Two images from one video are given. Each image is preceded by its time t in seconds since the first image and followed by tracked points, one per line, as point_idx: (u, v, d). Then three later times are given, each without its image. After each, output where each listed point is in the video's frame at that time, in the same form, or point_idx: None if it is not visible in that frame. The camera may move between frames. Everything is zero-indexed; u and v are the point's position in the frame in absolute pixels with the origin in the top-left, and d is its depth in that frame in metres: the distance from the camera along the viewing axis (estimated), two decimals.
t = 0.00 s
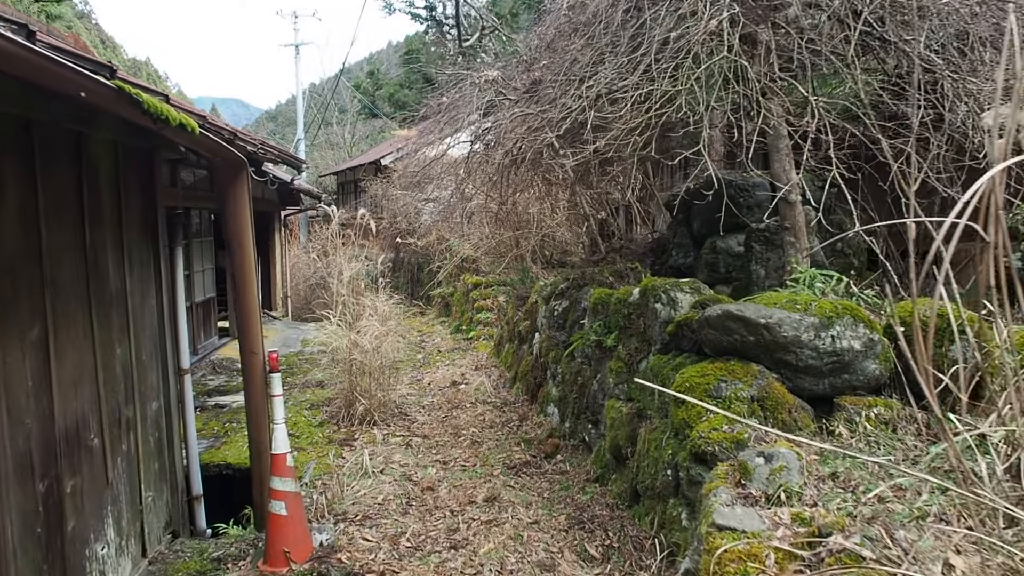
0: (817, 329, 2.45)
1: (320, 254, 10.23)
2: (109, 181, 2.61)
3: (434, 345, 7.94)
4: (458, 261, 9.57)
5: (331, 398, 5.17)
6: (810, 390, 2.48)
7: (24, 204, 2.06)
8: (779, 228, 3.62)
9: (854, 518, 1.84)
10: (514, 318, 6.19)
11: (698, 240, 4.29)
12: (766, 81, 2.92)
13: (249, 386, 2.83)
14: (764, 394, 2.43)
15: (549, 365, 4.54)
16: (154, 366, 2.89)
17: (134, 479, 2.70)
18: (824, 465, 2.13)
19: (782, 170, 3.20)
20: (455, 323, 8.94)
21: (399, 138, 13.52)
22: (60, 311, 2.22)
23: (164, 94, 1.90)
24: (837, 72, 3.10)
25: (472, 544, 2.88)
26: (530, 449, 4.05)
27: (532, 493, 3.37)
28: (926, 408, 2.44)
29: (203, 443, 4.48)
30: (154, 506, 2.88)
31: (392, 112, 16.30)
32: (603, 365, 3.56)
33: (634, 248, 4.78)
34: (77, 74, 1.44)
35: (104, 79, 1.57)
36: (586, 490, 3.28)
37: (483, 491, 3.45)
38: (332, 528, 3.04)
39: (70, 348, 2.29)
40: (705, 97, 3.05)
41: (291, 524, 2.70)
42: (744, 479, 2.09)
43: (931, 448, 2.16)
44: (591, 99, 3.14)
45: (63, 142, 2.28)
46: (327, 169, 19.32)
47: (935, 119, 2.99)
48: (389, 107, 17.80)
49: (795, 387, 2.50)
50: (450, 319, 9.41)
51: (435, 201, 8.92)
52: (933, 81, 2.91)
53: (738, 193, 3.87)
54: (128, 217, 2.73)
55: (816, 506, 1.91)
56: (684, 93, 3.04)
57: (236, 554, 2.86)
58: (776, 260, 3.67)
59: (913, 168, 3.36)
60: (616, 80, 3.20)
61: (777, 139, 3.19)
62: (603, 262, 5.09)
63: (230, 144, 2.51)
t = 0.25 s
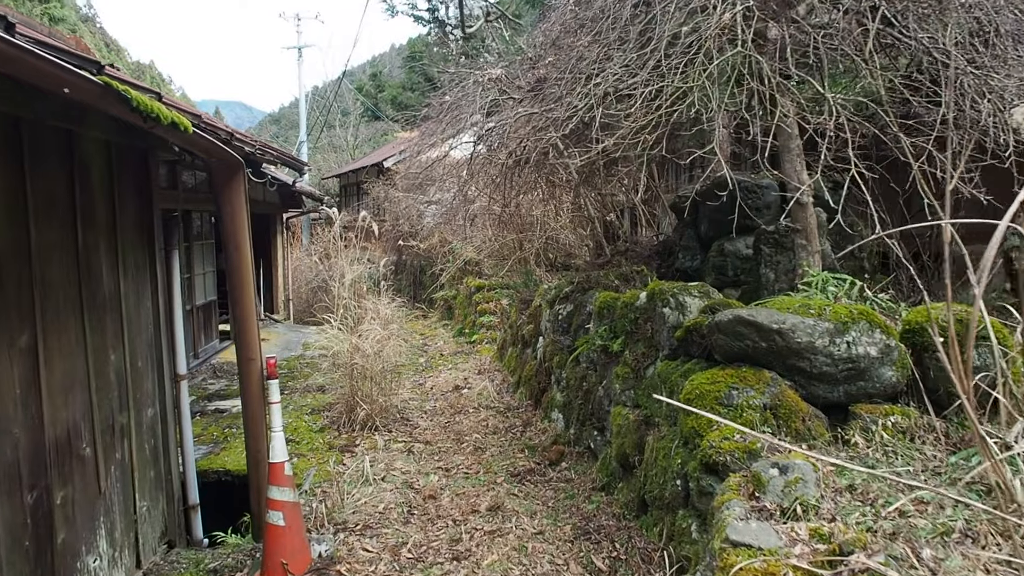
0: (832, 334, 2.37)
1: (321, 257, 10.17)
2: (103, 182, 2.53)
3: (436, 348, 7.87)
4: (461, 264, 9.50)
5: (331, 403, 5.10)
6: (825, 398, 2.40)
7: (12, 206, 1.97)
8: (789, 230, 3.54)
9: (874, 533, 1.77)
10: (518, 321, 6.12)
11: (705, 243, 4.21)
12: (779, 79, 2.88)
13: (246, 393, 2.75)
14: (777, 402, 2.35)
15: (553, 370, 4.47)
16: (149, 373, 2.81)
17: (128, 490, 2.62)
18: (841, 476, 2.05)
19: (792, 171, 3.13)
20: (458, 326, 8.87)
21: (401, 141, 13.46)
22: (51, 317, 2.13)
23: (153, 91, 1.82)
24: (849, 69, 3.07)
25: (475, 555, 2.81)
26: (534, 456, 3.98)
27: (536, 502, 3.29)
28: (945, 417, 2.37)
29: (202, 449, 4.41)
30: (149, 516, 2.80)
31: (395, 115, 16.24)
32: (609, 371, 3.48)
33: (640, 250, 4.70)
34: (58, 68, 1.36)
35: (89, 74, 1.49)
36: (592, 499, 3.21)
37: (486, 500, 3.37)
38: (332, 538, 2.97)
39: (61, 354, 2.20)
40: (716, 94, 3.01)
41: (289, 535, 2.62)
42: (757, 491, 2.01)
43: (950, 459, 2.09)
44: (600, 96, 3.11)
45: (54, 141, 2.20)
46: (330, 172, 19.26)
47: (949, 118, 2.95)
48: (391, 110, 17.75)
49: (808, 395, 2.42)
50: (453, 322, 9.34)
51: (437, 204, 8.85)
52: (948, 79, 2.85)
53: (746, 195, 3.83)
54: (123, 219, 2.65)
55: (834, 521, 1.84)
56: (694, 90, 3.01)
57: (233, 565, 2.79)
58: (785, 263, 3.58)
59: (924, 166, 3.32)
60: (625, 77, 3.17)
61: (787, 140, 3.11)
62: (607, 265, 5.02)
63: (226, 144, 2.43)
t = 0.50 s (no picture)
0: (849, 343, 2.28)
1: (327, 263, 10.11)
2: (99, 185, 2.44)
3: (442, 355, 7.80)
4: (467, 270, 9.43)
5: (334, 411, 5.02)
6: (841, 410, 2.31)
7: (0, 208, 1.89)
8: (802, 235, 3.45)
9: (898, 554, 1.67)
10: (524, 328, 6.04)
11: (716, 249, 4.13)
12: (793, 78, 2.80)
13: (244, 402, 2.68)
14: (792, 414, 2.26)
15: (560, 378, 4.38)
16: (144, 383, 2.72)
17: (121, 504, 2.54)
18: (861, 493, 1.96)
19: (806, 175, 3.04)
20: (463, 333, 8.79)
21: (408, 147, 13.42)
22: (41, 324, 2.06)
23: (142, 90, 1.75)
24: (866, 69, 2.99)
25: (479, 571, 2.72)
26: (541, 466, 3.89)
27: (542, 515, 3.21)
28: (966, 429, 2.28)
29: (202, 458, 4.34)
30: (144, 528, 2.72)
31: (402, 122, 16.21)
32: (617, 380, 3.39)
33: (648, 256, 4.61)
34: (35, 63, 1.28)
35: (72, 70, 1.42)
36: (599, 512, 3.12)
37: (491, 512, 3.29)
38: (332, 552, 2.89)
39: (51, 362, 2.13)
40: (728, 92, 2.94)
41: (286, 550, 2.55)
42: (773, 507, 1.92)
43: (974, 475, 2.00)
44: (610, 95, 3.05)
45: (47, 142, 2.12)
46: (336, 178, 19.23)
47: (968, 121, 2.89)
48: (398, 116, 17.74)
49: (825, 406, 2.33)
50: (459, 329, 9.26)
51: (443, 210, 8.79)
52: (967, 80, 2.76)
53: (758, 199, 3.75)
54: (119, 224, 2.57)
55: (854, 540, 1.75)
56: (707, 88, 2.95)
57: None
58: (798, 269, 3.49)
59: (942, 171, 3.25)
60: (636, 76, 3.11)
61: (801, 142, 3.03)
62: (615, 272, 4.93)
63: (223, 146, 2.36)
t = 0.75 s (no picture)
0: (871, 356, 2.18)
1: (336, 270, 10.06)
2: (94, 190, 2.35)
3: (450, 364, 7.71)
4: (476, 277, 9.36)
5: (341, 421, 4.94)
6: (863, 425, 2.21)
7: None
8: (819, 242, 3.35)
9: None
10: (533, 337, 5.95)
11: (729, 256, 4.03)
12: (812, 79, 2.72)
13: (243, 415, 2.60)
14: (812, 429, 2.16)
15: (569, 389, 4.29)
16: (140, 394, 2.63)
17: (115, 520, 2.44)
18: (886, 514, 1.87)
19: (823, 180, 2.94)
20: (472, 341, 8.71)
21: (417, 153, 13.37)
22: (33, 337, 1.95)
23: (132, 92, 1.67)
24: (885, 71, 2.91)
25: None
26: (550, 479, 3.80)
27: (551, 531, 3.12)
28: (995, 446, 2.17)
29: (206, 470, 4.27)
30: (140, 544, 2.63)
31: (411, 128, 16.18)
32: (628, 392, 3.30)
33: (660, 264, 4.52)
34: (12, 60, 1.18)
35: (52, 70, 1.32)
36: (610, 528, 3.03)
37: (499, 528, 3.20)
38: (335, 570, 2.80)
39: (43, 377, 2.01)
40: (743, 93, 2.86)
41: (286, 568, 2.48)
42: (793, 530, 1.83)
43: (1005, 495, 1.90)
44: (622, 96, 2.97)
45: (39, 144, 2.03)
46: (346, 185, 19.23)
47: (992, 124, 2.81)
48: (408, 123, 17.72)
49: (845, 421, 2.23)
50: (468, 337, 9.18)
51: (452, 217, 8.72)
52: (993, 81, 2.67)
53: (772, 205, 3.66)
54: (116, 231, 2.49)
55: (881, 567, 1.65)
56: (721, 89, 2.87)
57: None
58: (814, 277, 3.33)
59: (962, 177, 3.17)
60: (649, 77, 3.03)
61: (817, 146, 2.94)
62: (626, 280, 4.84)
63: (222, 152, 2.28)
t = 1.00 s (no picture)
0: (898, 369, 2.09)
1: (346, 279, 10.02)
2: (96, 196, 2.29)
3: (461, 373, 7.64)
4: (487, 286, 9.29)
5: (349, 432, 4.87)
6: (890, 440, 2.12)
7: None
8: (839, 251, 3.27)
9: None
10: (544, 347, 5.86)
11: (744, 265, 3.94)
12: (837, 79, 2.64)
13: (247, 428, 2.53)
14: (836, 446, 2.07)
15: (582, 400, 4.21)
16: (142, 407, 2.56)
17: (117, 537, 2.36)
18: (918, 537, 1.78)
19: (844, 186, 2.85)
20: (483, 350, 8.64)
21: (427, 162, 13.33)
22: (32, 346, 1.88)
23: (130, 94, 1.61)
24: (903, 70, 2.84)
25: None
26: (562, 493, 3.72)
27: (563, 547, 3.04)
28: None
29: (213, 481, 4.20)
30: (143, 560, 2.56)
31: (422, 136, 16.16)
32: (642, 404, 3.22)
33: (674, 273, 4.44)
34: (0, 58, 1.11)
35: (43, 70, 1.26)
36: (624, 545, 2.95)
37: (509, 544, 3.12)
38: None
39: (43, 390, 1.93)
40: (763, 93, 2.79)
41: None
42: (820, 552, 1.76)
43: None
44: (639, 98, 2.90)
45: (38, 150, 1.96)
46: (356, 194, 19.22)
47: (1019, 128, 2.73)
48: (418, 132, 17.70)
49: (871, 437, 2.14)
50: (478, 346, 9.11)
51: (463, 225, 8.66)
52: (1021, 84, 2.58)
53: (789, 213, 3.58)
54: (119, 239, 2.43)
55: None
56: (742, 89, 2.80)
57: None
58: (834, 287, 3.28)
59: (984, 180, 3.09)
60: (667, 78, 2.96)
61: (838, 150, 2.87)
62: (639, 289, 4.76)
63: (225, 158, 2.22)
